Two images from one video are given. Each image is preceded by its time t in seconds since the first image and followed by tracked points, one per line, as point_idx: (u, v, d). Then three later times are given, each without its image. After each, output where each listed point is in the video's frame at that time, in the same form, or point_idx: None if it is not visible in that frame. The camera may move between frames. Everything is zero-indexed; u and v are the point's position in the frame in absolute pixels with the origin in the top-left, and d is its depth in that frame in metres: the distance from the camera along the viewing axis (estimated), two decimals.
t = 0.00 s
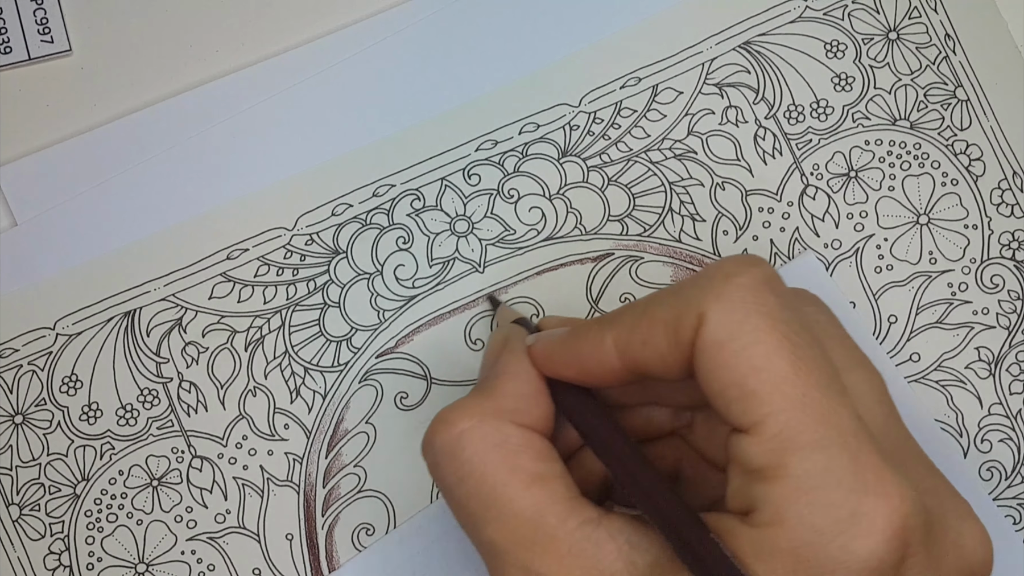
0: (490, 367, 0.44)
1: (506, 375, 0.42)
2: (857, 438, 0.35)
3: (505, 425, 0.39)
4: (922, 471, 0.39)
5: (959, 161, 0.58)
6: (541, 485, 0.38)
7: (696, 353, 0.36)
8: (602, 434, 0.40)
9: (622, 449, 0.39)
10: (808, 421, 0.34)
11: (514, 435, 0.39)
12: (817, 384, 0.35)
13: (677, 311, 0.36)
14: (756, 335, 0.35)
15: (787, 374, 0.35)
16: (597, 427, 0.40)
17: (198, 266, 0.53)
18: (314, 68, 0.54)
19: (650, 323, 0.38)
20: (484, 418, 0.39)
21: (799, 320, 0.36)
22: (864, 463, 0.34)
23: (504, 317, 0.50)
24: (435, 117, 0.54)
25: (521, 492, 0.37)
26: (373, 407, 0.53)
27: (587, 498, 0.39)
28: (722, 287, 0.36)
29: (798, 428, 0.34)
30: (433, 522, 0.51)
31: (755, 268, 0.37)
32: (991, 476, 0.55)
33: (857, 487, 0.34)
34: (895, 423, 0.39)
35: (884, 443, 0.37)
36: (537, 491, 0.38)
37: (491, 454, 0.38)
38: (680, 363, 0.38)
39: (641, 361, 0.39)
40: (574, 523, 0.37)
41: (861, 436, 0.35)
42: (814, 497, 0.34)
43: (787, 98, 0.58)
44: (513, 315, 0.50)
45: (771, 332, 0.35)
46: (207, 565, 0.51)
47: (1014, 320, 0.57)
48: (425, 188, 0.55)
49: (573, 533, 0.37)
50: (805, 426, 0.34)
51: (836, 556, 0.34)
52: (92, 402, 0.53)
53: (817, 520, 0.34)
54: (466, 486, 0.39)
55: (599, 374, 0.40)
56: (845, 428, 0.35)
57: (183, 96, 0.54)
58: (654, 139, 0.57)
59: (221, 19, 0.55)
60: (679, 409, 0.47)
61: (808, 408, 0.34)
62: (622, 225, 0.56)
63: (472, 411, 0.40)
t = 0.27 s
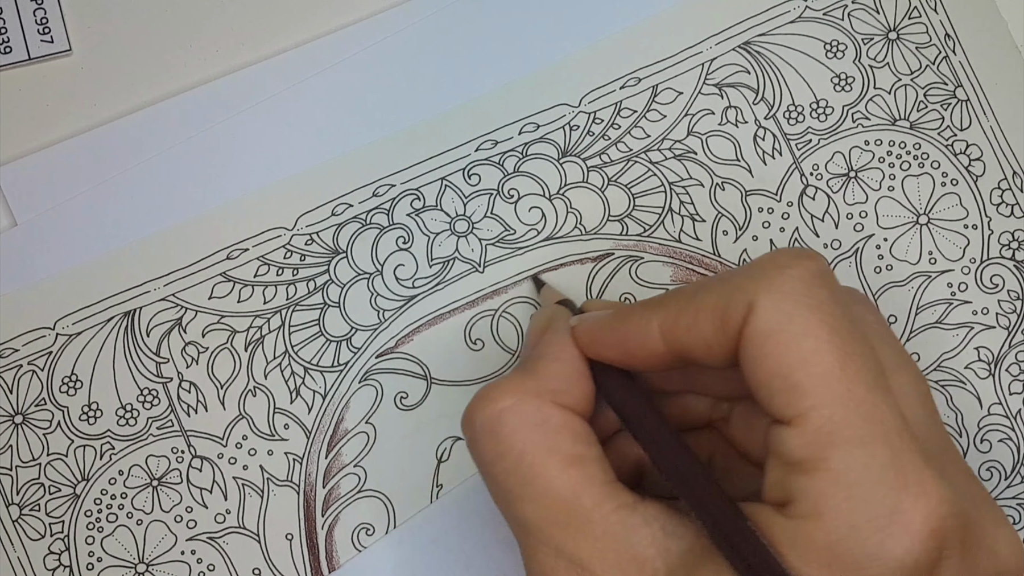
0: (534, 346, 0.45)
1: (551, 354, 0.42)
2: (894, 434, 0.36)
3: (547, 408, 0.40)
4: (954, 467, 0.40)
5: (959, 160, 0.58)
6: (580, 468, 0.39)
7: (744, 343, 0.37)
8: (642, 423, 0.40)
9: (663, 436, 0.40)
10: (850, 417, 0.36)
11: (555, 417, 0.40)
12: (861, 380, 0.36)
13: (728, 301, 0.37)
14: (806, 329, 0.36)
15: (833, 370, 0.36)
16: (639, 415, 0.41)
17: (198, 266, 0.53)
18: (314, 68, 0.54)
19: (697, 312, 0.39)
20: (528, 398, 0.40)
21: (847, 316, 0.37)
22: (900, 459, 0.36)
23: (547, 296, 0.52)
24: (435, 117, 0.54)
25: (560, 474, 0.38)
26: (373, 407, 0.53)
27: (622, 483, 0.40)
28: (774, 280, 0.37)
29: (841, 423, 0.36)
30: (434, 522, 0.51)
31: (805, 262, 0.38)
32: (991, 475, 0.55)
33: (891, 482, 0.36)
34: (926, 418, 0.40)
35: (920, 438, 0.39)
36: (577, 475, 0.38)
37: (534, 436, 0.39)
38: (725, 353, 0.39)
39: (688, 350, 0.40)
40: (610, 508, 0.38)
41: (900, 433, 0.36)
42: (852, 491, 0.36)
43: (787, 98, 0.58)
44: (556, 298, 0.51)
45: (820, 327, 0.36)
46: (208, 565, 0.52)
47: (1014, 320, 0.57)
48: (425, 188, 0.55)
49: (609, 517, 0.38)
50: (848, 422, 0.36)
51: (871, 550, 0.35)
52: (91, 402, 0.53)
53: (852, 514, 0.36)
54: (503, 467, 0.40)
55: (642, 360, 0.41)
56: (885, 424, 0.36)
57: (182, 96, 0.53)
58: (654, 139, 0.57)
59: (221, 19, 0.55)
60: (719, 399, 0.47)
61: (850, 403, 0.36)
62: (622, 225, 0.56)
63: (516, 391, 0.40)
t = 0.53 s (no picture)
0: (598, 325, 0.45)
1: (616, 333, 0.42)
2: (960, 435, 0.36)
3: (608, 384, 0.39)
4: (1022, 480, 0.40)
5: (959, 161, 0.58)
6: (633, 447, 0.38)
7: (815, 331, 0.37)
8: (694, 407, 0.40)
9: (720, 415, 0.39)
10: (917, 412, 0.36)
11: (614, 394, 0.39)
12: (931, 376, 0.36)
13: (802, 289, 0.38)
14: (878, 321, 0.36)
15: (903, 363, 0.36)
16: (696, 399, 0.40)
17: (198, 266, 0.53)
18: (314, 68, 0.54)
19: (768, 299, 0.39)
20: (589, 372, 0.39)
21: (920, 314, 0.38)
22: (964, 460, 0.36)
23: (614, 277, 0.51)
24: (435, 117, 0.54)
25: (614, 450, 0.38)
26: (373, 406, 0.53)
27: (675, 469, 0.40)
28: (851, 271, 0.37)
29: (907, 418, 0.36)
30: (434, 522, 0.51)
31: (886, 257, 0.38)
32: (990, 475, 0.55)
33: (952, 483, 0.35)
34: (1002, 426, 0.39)
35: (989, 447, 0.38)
36: (630, 455, 0.38)
37: (593, 412, 0.39)
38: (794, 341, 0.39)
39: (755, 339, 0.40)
40: (661, 491, 0.38)
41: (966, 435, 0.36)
42: (911, 486, 0.35)
43: (787, 99, 0.58)
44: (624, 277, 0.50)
45: (894, 320, 0.36)
46: (208, 565, 0.52)
47: (1014, 320, 0.57)
48: (425, 188, 0.55)
49: (660, 501, 0.38)
50: (915, 417, 0.36)
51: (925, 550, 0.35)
52: (92, 402, 0.53)
53: (910, 510, 0.35)
54: (556, 437, 0.39)
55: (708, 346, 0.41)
56: (952, 423, 0.36)
57: (182, 95, 0.53)
58: (654, 139, 0.57)
59: (222, 19, 0.55)
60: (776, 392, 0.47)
61: (917, 398, 0.36)
62: (622, 225, 0.56)
63: (576, 363, 0.40)
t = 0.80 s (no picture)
0: (535, 349, 0.44)
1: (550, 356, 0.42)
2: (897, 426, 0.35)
3: (547, 408, 0.39)
4: (959, 462, 0.40)
5: (959, 160, 0.58)
6: (576, 469, 0.38)
7: (742, 340, 0.36)
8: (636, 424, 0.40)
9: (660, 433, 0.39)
10: (849, 410, 0.35)
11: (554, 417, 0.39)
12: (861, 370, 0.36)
13: (726, 297, 0.37)
14: (803, 323, 0.35)
15: (832, 363, 0.35)
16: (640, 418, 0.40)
17: (198, 265, 0.53)
18: (314, 68, 0.54)
19: (695, 309, 0.38)
20: (525, 398, 0.39)
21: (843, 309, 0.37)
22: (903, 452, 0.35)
23: (548, 300, 0.51)
24: (435, 117, 0.54)
25: (558, 475, 0.38)
26: (373, 406, 0.53)
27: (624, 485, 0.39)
28: (773, 274, 0.37)
29: (841, 417, 0.35)
30: (434, 523, 0.51)
31: (804, 256, 0.38)
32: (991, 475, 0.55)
33: (894, 476, 0.35)
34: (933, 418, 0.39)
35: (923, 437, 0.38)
36: (574, 477, 0.38)
37: (533, 437, 0.38)
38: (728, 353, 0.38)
39: (687, 349, 0.39)
40: (608, 510, 0.38)
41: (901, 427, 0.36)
42: (852, 486, 0.35)
43: (787, 98, 0.58)
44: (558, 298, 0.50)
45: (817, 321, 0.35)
46: (208, 565, 0.52)
47: (1014, 320, 0.57)
48: (425, 188, 0.54)
49: (608, 519, 0.37)
50: (847, 417, 0.35)
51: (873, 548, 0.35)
52: (91, 402, 0.53)
53: (853, 509, 0.35)
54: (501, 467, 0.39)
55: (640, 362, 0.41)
56: (887, 417, 0.35)
57: (182, 95, 0.53)
58: (654, 139, 0.57)
59: (221, 19, 0.55)
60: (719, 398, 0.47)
61: (849, 397, 0.35)
62: (622, 225, 0.56)
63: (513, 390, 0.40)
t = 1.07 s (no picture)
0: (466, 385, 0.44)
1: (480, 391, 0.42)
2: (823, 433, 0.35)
3: (481, 443, 0.39)
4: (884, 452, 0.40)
5: (959, 161, 0.58)
6: (516, 501, 0.38)
7: (663, 358, 0.36)
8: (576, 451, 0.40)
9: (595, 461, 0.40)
10: (773, 420, 0.35)
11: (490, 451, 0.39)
12: (783, 379, 0.35)
13: (646, 317, 0.37)
14: (722, 337, 0.35)
15: (751, 376, 0.35)
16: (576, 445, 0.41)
17: (198, 265, 0.53)
18: (314, 68, 0.54)
19: (617, 330, 0.38)
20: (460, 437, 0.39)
21: (764, 318, 0.36)
22: (832, 458, 0.35)
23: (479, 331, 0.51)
24: (435, 117, 0.54)
25: (497, 508, 0.38)
26: (373, 407, 0.53)
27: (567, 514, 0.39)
28: (689, 289, 0.36)
29: (767, 428, 0.35)
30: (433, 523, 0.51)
31: (725, 267, 0.37)
32: (991, 476, 0.55)
33: (825, 483, 0.34)
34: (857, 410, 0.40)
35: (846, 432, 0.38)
36: (517, 509, 0.38)
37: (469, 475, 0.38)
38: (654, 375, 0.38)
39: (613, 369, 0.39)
40: (553, 539, 0.38)
41: (828, 433, 0.35)
42: (780, 498, 0.34)
43: (787, 98, 0.58)
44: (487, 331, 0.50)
45: (735, 333, 0.35)
46: (207, 565, 0.51)
47: (1014, 320, 0.57)
48: (425, 188, 0.54)
49: (553, 549, 0.37)
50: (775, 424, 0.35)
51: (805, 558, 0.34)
52: (92, 402, 0.52)
53: (783, 521, 0.34)
54: (443, 506, 0.39)
55: (569, 387, 0.41)
56: (811, 425, 0.35)
57: (182, 96, 0.53)
58: (654, 139, 0.57)
59: (221, 19, 0.55)
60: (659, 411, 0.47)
61: (772, 407, 0.35)
62: (622, 225, 0.56)
63: (444, 430, 0.40)
